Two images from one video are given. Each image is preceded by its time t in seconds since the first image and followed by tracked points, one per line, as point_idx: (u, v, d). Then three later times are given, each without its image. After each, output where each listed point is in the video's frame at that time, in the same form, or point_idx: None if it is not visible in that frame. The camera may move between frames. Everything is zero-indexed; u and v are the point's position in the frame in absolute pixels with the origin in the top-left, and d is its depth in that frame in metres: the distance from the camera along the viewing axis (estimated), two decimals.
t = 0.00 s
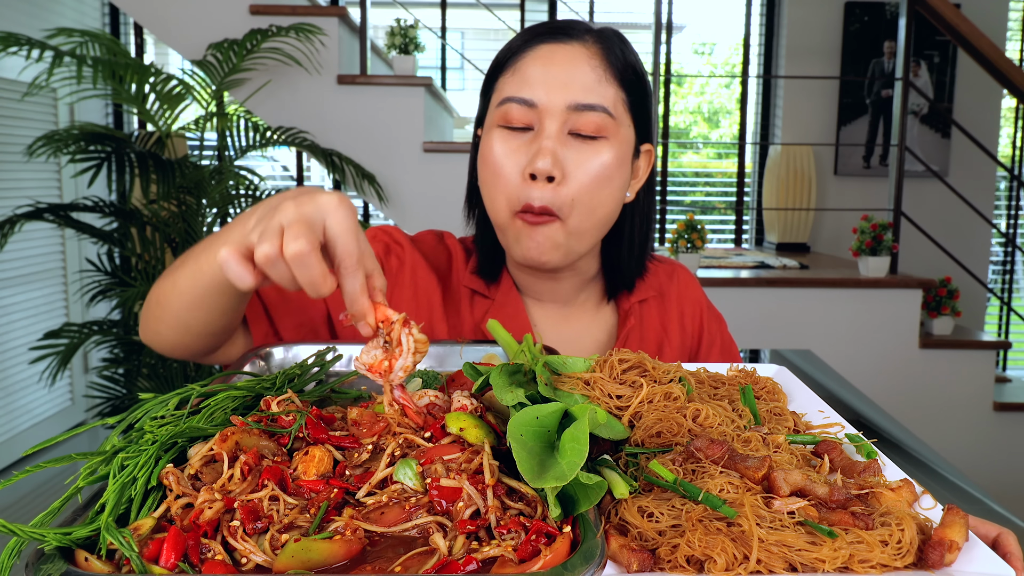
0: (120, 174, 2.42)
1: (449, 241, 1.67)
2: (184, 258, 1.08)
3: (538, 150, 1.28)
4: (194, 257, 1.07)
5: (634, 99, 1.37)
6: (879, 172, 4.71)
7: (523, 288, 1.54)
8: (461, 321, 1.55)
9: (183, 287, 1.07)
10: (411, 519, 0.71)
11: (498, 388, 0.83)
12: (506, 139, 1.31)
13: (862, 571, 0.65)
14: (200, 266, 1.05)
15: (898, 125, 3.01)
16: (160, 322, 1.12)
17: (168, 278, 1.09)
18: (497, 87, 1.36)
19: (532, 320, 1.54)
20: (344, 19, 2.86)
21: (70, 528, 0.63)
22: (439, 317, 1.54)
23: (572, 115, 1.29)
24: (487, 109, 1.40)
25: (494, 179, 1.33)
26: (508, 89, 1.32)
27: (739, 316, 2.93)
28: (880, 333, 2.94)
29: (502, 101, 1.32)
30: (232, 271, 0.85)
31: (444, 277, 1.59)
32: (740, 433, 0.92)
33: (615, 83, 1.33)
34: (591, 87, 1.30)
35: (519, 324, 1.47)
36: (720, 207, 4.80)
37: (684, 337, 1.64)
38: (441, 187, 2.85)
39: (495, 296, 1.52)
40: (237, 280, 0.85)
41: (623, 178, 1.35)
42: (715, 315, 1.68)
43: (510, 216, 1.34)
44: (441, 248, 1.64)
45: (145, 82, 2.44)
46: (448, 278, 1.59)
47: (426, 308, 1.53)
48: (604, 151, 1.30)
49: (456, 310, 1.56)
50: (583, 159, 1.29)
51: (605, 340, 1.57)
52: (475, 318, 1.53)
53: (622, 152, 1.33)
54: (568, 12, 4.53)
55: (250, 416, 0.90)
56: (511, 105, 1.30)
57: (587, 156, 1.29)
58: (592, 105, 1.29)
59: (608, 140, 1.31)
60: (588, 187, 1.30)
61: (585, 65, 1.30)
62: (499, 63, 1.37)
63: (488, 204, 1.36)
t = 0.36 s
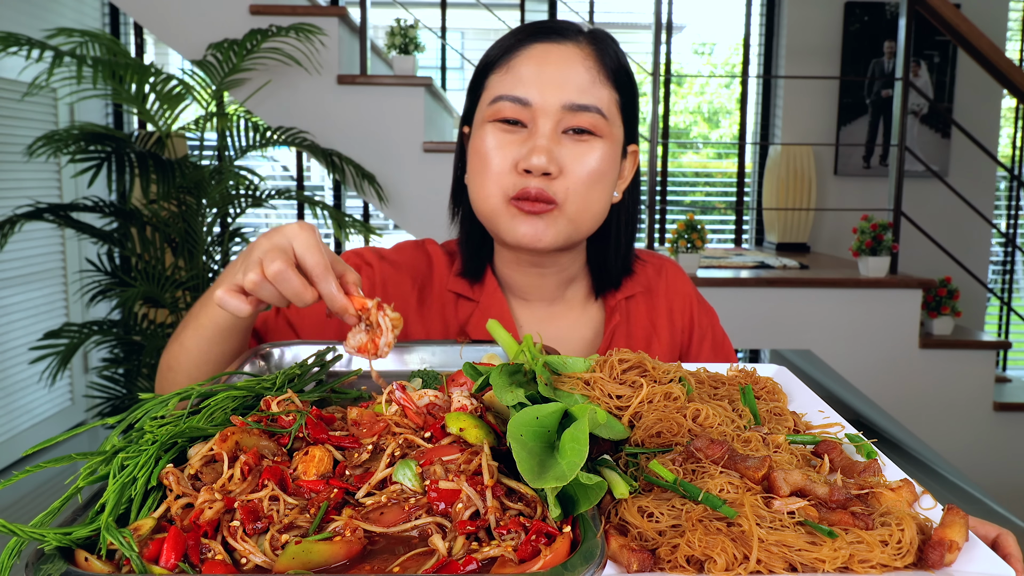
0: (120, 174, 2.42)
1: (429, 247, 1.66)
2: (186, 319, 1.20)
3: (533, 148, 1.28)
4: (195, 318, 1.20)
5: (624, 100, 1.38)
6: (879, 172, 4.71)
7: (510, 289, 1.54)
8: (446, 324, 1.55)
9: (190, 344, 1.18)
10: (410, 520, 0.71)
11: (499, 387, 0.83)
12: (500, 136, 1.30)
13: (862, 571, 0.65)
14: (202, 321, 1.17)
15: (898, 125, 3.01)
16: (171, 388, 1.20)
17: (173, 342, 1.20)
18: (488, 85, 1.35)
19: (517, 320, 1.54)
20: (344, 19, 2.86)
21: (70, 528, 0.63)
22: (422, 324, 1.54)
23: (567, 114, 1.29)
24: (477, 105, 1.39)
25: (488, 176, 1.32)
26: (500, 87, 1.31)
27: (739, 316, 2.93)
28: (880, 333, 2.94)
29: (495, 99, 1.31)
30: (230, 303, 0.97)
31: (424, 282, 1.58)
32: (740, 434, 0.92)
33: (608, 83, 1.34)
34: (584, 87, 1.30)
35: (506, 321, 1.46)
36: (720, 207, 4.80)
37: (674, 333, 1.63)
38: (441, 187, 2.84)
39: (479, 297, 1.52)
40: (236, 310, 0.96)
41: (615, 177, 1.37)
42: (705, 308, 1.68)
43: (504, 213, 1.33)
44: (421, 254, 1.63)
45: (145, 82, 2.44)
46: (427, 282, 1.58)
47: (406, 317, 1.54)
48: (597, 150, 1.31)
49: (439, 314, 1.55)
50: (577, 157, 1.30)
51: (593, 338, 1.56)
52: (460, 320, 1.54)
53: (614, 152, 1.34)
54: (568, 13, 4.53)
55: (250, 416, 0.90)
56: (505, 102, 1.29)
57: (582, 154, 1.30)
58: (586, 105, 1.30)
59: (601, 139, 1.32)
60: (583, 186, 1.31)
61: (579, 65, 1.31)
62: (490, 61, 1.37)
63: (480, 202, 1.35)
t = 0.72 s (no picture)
0: (120, 174, 2.42)
1: (418, 250, 1.66)
2: (196, 335, 1.27)
3: (514, 151, 1.28)
4: (206, 333, 1.26)
5: (606, 95, 1.37)
6: (879, 172, 4.71)
7: (495, 288, 1.54)
8: (436, 328, 1.56)
9: (198, 359, 1.25)
10: (410, 520, 0.71)
11: (498, 388, 0.83)
12: (482, 140, 1.31)
13: (862, 571, 0.65)
14: (214, 337, 1.24)
15: (898, 125, 3.01)
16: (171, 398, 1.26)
17: (181, 354, 1.26)
18: (467, 87, 1.34)
19: (506, 321, 1.54)
20: (344, 19, 2.86)
21: (69, 528, 0.63)
22: (412, 328, 1.57)
23: (546, 113, 1.29)
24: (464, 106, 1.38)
25: (471, 181, 1.33)
26: (479, 89, 1.31)
27: (739, 316, 2.93)
28: (879, 333, 2.94)
29: (475, 101, 1.31)
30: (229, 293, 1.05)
31: (414, 287, 1.58)
32: (740, 433, 0.92)
33: (587, 80, 1.32)
34: (562, 86, 1.29)
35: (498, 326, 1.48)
36: (720, 207, 4.80)
37: (666, 331, 1.63)
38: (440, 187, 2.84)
39: (467, 301, 1.53)
40: (226, 299, 1.04)
41: (599, 174, 1.36)
42: (699, 305, 1.68)
43: (490, 218, 1.34)
44: (409, 259, 1.63)
45: (145, 82, 2.44)
46: (418, 287, 1.59)
47: (397, 324, 1.56)
48: (578, 148, 1.31)
49: (430, 318, 1.57)
50: (559, 157, 1.29)
51: (582, 337, 1.56)
52: (449, 324, 1.55)
53: (597, 148, 1.34)
54: (569, 13, 4.53)
55: (250, 416, 0.91)
56: (485, 106, 1.29)
57: (563, 154, 1.30)
58: (565, 104, 1.29)
59: (583, 136, 1.31)
60: (565, 186, 1.31)
61: (556, 64, 1.30)
62: (466, 63, 1.35)
63: (466, 206, 1.36)
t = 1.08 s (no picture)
0: (120, 174, 2.42)
1: (432, 248, 1.67)
2: (206, 313, 1.24)
3: (499, 165, 1.26)
4: (216, 313, 1.23)
5: (595, 99, 1.32)
6: (879, 172, 4.71)
7: (506, 288, 1.54)
8: (448, 325, 1.56)
9: (204, 337, 1.22)
10: (410, 520, 0.71)
11: (498, 388, 0.83)
12: (472, 154, 1.30)
13: (862, 571, 0.65)
14: (224, 319, 1.20)
15: (898, 125, 3.00)
16: (178, 373, 1.25)
17: (189, 330, 1.24)
18: (461, 98, 1.34)
19: (517, 319, 1.55)
20: (344, 19, 2.86)
21: (69, 528, 0.63)
22: (425, 325, 1.56)
23: (531, 126, 1.26)
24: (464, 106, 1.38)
25: (463, 194, 1.33)
26: (468, 102, 1.30)
27: (739, 316, 2.93)
28: (879, 333, 2.94)
29: (465, 115, 1.30)
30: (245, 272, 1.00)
31: (427, 283, 1.59)
32: (740, 434, 0.92)
33: (572, 86, 1.29)
34: (546, 96, 1.26)
35: (507, 321, 1.48)
36: (720, 207, 4.80)
37: (675, 333, 1.64)
38: (440, 188, 2.84)
39: (479, 298, 1.53)
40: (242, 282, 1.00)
41: (591, 181, 1.33)
42: (707, 309, 1.68)
43: (483, 229, 1.34)
44: (424, 255, 1.63)
45: (145, 82, 2.44)
46: (430, 283, 1.59)
47: (410, 320, 1.55)
48: (566, 159, 1.28)
49: (442, 314, 1.57)
50: (545, 170, 1.27)
51: (592, 337, 1.57)
52: (461, 321, 1.55)
53: (587, 156, 1.30)
54: (569, 13, 4.53)
55: (250, 416, 0.91)
56: (472, 119, 1.28)
57: (548, 166, 1.27)
58: (549, 115, 1.26)
59: (569, 147, 1.28)
60: (553, 198, 1.28)
61: (539, 73, 1.27)
62: (460, 76, 1.35)
63: (462, 216, 1.37)
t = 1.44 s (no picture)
0: (120, 174, 2.42)
1: (437, 246, 1.66)
2: (203, 310, 1.23)
3: (498, 163, 1.27)
4: (212, 310, 1.22)
5: (598, 100, 1.32)
6: (879, 172, 4.71)
7: (509, 288, 1.54)
8: (452, 324, 1.56)
9: (203, 335, 1.21)
10: (410, 520, 0.71)
11: (498, 388, 0.83)
12: (473, 152, 1.30)
13: (862, 571, 0.65)
14: (220, 317, 1.20)
15: (898, 125, 3.00)
16: (178, 370, 1.25)
17: (188, 327, 1.23)
18: (465, 96, 1.34)
19: (519, 319, 1.55)
20: (344, 19, 2.85)
21: (70, 528, 0.63)
22: (429, 324, 1.56)
23: (531, 125, 1.26)
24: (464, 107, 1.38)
25: (463, 193, 1.33)
26: (471, 100, 1.30)
27: (739, 316, 2.93)
28: (880, 333, 2.94)
29: (468, 113, 1.30)
30: (239, 281, 0.93)
31: (431, 282, 1.59)
32: (740, 433, 0.92)
33: (573, 87, 1.28)
34: (547, 95, 1.26)
35: (508, 321, 1.48)
36: (720, 207, 4.80)
37: (676, 335, 1.63)
38: (440, 188, 2.84)
39: (482, 298, 1.53)
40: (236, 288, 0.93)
41: (591, 182, 1.32)
42: (710, 312, 1.68)
43: (482, 226, 1.34)
44: (428, 254, 1.63)
45: (145, 82, 2.44)
46: (434, 282, 1.59)
47: (413, 319, 1.55)
48: (565, 159, 1.28)
49: (446, 314, 1.57)
50: (544, 169, 1.27)
51: (595, 337, 1.56)
52: (464, 321, 1.55)
53: (587, 157, 1.30)
54: (569, 13, 4.53)
55: (250, 416, 0.91)
56: (475, 117, 1.29)
57: (547, 165, 1.27)
58: (549, 114, 1.26)
59: (569, 146, 1.28)
60: (551, 197, 1.28)
61: (540, 73, 1.27)
62: (465, 76, 1.36)
63: (463, 214, 1.37)
